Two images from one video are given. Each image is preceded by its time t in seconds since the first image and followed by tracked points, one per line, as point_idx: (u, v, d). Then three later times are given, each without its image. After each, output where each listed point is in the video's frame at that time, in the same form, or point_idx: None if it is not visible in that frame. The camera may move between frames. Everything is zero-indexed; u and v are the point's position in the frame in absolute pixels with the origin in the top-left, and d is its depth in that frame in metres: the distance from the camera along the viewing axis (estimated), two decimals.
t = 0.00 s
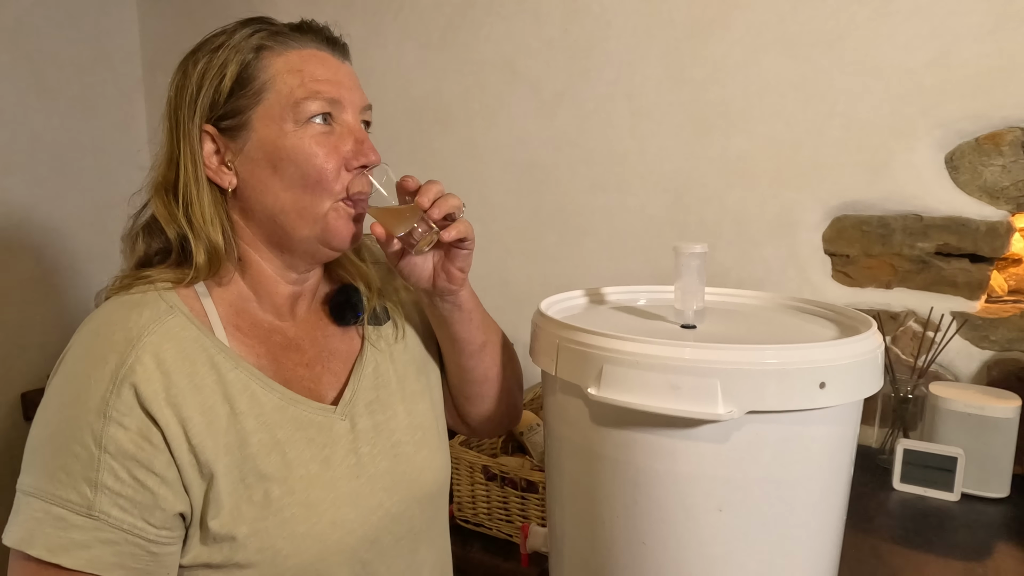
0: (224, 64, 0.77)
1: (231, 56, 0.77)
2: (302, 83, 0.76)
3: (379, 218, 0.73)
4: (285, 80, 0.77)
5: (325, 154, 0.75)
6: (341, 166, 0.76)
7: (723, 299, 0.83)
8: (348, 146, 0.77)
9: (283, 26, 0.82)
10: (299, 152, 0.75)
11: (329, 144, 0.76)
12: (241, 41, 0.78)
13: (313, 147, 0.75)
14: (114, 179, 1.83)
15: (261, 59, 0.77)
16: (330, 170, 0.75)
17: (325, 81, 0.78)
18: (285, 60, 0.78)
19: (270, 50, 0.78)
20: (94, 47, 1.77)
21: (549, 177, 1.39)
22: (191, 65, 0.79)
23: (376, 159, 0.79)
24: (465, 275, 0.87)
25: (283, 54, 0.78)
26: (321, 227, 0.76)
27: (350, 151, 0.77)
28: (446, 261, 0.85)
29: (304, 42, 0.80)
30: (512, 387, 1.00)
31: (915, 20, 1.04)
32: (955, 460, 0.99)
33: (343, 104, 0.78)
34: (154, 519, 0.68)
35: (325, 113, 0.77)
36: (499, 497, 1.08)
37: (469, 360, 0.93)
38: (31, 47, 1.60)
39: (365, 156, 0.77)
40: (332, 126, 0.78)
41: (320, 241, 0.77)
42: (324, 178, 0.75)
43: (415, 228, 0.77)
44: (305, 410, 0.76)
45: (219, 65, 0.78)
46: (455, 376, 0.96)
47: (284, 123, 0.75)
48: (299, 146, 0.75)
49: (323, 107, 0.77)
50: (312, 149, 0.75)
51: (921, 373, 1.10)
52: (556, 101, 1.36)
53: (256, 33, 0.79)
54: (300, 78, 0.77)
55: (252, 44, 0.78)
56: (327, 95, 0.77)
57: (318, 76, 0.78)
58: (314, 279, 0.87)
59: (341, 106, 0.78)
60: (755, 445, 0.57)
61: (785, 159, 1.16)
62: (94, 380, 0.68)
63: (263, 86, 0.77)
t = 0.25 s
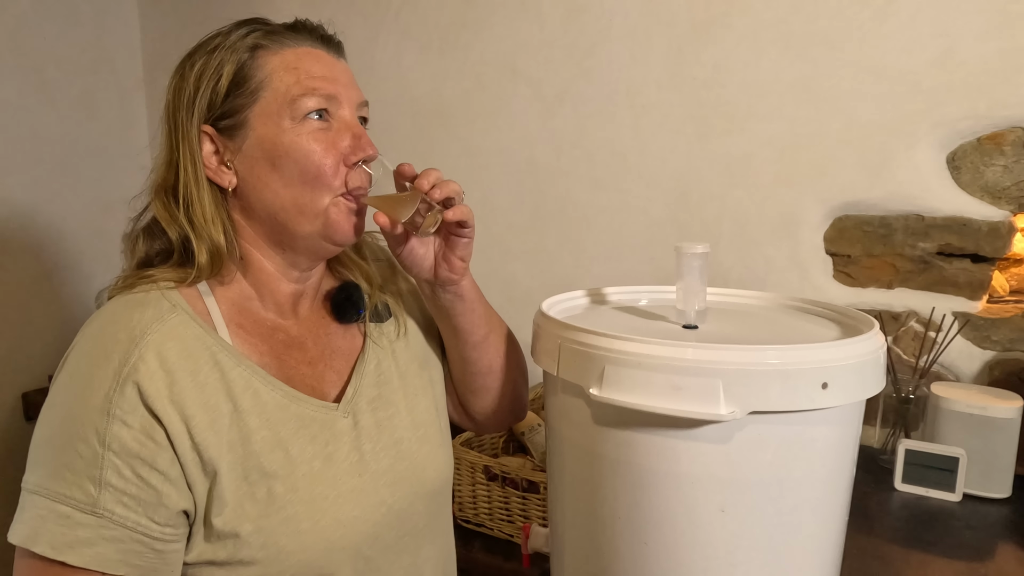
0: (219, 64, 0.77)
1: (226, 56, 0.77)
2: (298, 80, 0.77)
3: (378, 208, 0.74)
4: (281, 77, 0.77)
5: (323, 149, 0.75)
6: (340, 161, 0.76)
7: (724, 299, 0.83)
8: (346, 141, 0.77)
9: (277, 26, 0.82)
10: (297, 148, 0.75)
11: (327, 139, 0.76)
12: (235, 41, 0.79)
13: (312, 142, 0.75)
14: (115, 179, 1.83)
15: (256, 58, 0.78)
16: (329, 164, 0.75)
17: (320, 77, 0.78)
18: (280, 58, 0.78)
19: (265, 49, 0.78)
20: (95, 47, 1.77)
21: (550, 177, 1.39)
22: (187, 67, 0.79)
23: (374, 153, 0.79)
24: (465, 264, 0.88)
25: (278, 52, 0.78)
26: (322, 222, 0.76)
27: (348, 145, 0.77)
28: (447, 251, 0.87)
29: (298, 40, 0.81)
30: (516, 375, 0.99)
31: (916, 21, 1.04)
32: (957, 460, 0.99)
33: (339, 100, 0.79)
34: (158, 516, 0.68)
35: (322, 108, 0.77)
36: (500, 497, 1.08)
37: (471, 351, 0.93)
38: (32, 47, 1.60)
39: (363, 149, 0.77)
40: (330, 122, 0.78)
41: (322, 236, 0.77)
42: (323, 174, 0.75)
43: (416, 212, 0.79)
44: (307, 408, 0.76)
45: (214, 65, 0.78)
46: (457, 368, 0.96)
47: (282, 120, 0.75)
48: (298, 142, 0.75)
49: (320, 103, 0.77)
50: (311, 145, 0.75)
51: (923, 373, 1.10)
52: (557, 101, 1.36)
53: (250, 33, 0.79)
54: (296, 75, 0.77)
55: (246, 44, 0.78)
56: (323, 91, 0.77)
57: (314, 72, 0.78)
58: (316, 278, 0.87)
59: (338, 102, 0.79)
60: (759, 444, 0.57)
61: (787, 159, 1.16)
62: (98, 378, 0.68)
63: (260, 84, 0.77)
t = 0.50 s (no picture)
0: (214, 64, 0.78)
1: (220, 56, 0.78)
2: (292, 75, 0.77)
3: (377, 197, 0.74)
4: (276, 73, 0.77)
5: (320, 142, 0.75)
6: (337, 153, 0.76)
7: (725, 299, 0.83)
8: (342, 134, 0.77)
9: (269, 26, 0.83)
10: (294, 141, 0.75)
11: (323, 131, 0.75)
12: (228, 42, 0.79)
13: (309, 135, 0.75)
14: (115, 179, 1.83)
15: (250, 56, 0.78)
16: (326, 157, 0.75)
17: (313, 71, 0.78)
18: (273, 55, 0.78)
19: (258, 47, 0.78)
20: (96, 47, 1.77)
21: (551, 177, 1.39)
22: (183, 70, 0.80)
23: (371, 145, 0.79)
24: (465, 254, 0.89)
25: (271, 49, 0.78)
26: (322, 214, 0.76)
27: (344, 138, 0.77)
28: (446, 241, 0.88)
29: (291, 38, 0.81)
30: (519, 368, 0.99)
31: (917, 21, 1.04)
32: (957, 460, 0.99)
33: (334, 93, 0.79)
34: (159, 514, 0.68)
35: (317, 102, 0.77)
36: (500, 497, 1.08)
37: (472, 343, 0.93)
38: (33, 47, 1.60)
39: (359, 141, 0.77)
40: (326, 116, 0.78)
41: (322, 229, 0.76)
42: (320, 166, 0.75)
43: (415, 197, 0.80)
44: (308, 406, 0.76)
45: (207, 65, 0.78)
46: (459, 362, 0.96)
47: (277, 115, 0.75)
48: (294, 136, 0.75)
49: (315, 97, 0.77)
50: (307, 138, 0.75)
51: (924, 373, 1.10)
52: (558, 101, 1.36)
53: (244, 32, 0.80)
54: (290, 71, 0.77)
55: (239, 43, 0.79)
56: (317, 84, 0.77)
57: (307, 67, 0.78)
58: (317, 275, 0.87)
59: (333, 96, 0.79)
60: (759, 443, 0.57)
61: (787, 159, 1.16)
62: (99, 376, 0.68)
63: (254, 81, 0.77)
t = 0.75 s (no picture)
0: (206, 64, 0.78)
1: (213, 56, 0.78)
2: (285, 72, 0.77)
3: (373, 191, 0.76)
4: (268, 70, 0.77)
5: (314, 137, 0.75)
6: (331, 148, 0.76)
7: (723, 298, 0.83)
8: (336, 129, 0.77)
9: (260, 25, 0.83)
10: (288, 138, 0.75)
11: (317, 127, 0.76)
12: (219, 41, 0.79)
13: (303, 131, 0.75)
14: (115, 179, 1.83)
15: (242, 54, 0.78)
16: (321, 152, 0.75)
17: (305, 68, 0.78)
18: (265, 53, 0.78)
19: (250, 45, 0.79)
20: (96, 47, 1.77)
21: (549, 177, 1.39)
22: (176, 70, 0.80)
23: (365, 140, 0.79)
24: (461, 248, 0.89)
25: (263, 47, 0.79)
26: (319, 210, 0.76)
27: (338, 133, 0.77)
28: (441, 235, 0.88)
29: (283, 36, 0.81)
30: (519, 364, 0.99)
31: (916, 20, 1.04)
32: (955, 460, 0.99)
33: (327, 90, 0.79)
34: (154, 514, 0.68)
35: (310, 99, 0.77)
36: (499, 496, 1.08)
37: (470, 339, 0.93)
38: (33, 47, 1.60)
39: (353, 136, 0.77)
40: (319, 112, 0.78)
41: (318, 225, 0.76)
42: (314, 163, 0.75)
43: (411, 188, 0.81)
44: (306, 406, 0.76)
45: (199, 64, 0.78)
46: (458, 358, 0.96)
47: (270, 112, 0.76)
48: (288, 132, 0.75)
49: (308, 93, 0.77)
50: (301, 133, 0.75)
51: (922, 372, 1.10)
52: (557, 100, 1.35)
53: (236, 30, 0.80)
54: (283, 68, 0.77)
55: (231, 42, 0.79)
56: (310, 81, 0.77)
57: (299, 63, 0.78)
58: (314, 274, 0.87)
59: (326, 92, 0.79)
60: (755, 443, 0.57)
61: (786, 158, 1.16)
62: (94, 376, 0.68)
63: (247, 79, 0.77)
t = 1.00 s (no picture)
0: (207, 61, 0.78)
1: (214, 52, 0.78)
2: (286, 70, 0.76)
3: (373, 192, 0.75)
4: (269, 68, 0.77)
5: (313, 138, 0.75)
6: (331, 149, 0.75)
7: (723, 297, 0.83)
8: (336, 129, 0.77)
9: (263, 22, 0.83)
10: (288, 137, 0.74)
11: (317, 127, 0.75)
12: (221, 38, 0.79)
13: (302, 131, 0.74)
14: (113, 177, 1.83)
15: (243, 51, 0.78)
16: (320, 152, 0.75)
17: (307, 67, 0.78)
18: (267, 50, 0.78)
19: (251, 43, 0.78)
20: (95, 46, 1.77)
21: (549, 175, 1.39)
22: (176, 66, 0.79)
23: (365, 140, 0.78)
24: (461, 250, 0.89)
25: (264, 45, 0.78)
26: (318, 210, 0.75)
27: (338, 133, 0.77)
28: (442, 237, 0.88)
29: (284, 33, 0.81)
30: (518, 367, 0.99)
31: (916, 18, 1.03)
32: (956, 459, 0.99)
33: (328, 89, 0.78)
34: (150, 514, 0.68)
35: (311, 98, 0.77)
36: (498, 495, 1.08)
37: (470, 342, 0.93)
38: (31, 46, 1.60)
39: (354, 136, 0.77)
40: (320, 111, 0.78)
41: (317, 225, 0.76)
42: (314, 162, 0.74)
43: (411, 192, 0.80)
44: (305, 405, 0.76)
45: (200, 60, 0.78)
46: (457, 361, 0.96)
47: (270, 110, 0.75)
48: (288, 131, 0.74)
49: (309, 93, 0.77)
50: (301, 134, 0.74)
51: (922, 371, 1.10)
52: (556, 99, 1.35)
53: (237, 27, 0.80)
54: (284, 66, 0.77)
55: (232, 40, 0.78)
56: (312, 80, 0.77)
57: (300, 62, 0.78)
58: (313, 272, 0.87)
59: (327, 92, 0.78)
60: (755, 441, 0.57)
61: (786, 157, 1.16)
62: (90, 376, 0.68)
63: (248, 77, 0.77)
